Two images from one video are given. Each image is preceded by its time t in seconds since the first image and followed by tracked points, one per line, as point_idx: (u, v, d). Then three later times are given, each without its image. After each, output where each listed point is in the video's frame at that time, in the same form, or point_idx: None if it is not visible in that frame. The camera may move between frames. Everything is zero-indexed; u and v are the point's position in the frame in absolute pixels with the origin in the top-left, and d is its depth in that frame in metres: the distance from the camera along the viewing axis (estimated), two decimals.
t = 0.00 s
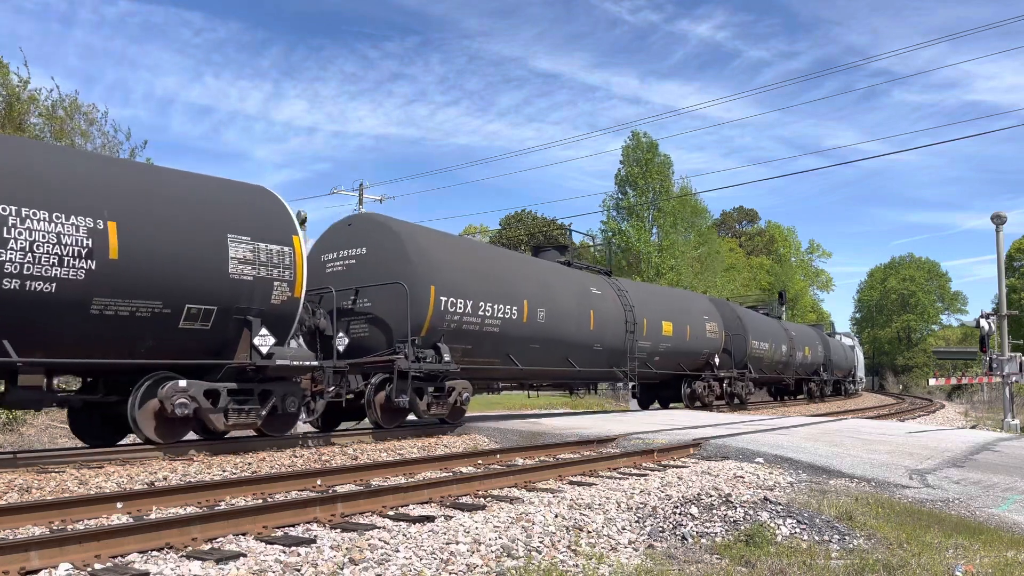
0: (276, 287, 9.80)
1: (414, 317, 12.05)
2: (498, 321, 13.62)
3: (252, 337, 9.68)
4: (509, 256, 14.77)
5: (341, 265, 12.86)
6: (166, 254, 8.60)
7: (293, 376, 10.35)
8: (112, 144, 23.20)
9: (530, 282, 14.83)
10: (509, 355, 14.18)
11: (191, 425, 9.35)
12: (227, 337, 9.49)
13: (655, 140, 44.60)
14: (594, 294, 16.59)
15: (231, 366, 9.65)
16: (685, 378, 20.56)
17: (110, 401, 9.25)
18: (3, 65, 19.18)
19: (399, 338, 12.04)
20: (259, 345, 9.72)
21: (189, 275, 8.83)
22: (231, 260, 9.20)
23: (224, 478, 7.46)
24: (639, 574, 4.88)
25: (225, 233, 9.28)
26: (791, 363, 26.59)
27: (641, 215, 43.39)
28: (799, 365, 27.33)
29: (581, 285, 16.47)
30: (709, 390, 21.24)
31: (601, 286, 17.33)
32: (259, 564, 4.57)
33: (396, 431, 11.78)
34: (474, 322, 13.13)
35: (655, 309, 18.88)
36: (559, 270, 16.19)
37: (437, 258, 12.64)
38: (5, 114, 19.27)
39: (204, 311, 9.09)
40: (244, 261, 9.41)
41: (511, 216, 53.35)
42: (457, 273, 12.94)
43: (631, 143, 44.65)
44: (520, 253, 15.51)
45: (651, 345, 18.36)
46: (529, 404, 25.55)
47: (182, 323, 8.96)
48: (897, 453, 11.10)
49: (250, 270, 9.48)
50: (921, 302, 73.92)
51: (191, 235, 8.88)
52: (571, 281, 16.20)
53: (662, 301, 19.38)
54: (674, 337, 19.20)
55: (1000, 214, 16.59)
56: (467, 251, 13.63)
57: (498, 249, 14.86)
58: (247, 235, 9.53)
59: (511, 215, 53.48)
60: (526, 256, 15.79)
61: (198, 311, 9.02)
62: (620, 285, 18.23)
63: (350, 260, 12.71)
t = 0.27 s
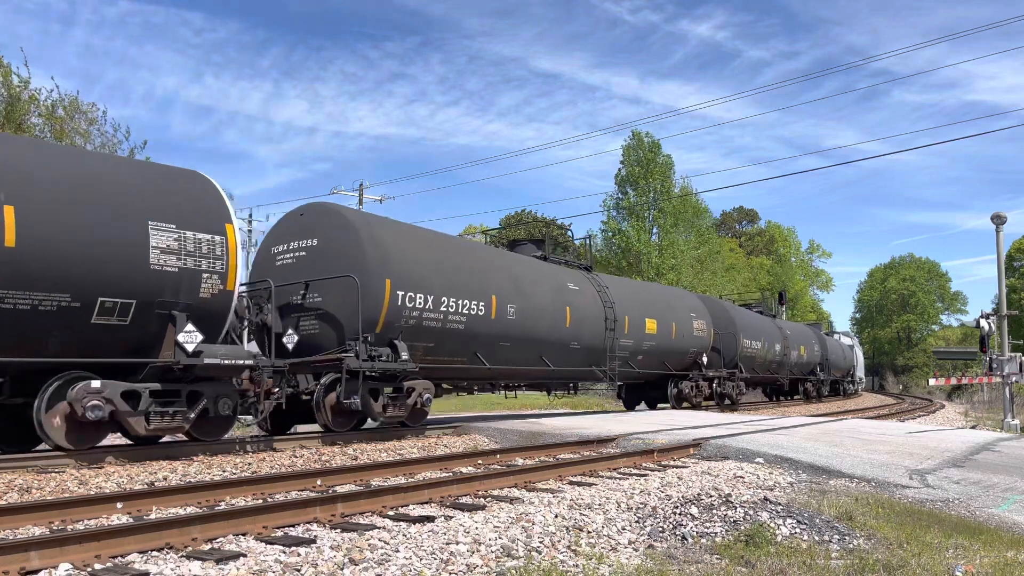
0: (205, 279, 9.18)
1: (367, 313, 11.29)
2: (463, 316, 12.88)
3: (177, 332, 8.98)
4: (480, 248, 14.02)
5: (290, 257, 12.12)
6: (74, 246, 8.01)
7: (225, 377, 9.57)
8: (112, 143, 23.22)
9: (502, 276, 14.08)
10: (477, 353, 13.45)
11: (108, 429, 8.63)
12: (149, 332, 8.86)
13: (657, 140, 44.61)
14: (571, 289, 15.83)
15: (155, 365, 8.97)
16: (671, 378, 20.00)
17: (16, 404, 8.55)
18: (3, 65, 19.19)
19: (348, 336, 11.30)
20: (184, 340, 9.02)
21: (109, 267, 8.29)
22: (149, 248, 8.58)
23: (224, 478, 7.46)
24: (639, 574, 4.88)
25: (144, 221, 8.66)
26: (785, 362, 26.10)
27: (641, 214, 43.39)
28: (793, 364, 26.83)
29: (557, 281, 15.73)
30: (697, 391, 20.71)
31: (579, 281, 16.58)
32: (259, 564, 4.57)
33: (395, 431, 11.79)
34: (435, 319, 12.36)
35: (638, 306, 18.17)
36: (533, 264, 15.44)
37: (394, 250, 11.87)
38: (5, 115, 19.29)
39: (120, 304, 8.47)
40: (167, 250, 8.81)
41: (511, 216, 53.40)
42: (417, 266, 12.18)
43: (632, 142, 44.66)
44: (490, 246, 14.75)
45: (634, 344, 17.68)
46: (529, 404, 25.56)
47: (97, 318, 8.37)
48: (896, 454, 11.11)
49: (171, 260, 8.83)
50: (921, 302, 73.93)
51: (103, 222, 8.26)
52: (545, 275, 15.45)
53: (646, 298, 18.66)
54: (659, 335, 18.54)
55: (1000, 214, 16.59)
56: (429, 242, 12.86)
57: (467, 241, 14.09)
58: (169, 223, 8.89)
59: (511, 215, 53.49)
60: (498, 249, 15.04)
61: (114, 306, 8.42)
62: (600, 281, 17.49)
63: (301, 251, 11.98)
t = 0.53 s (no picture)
0: (119, 271, 8.38)
1: (314, 308, 10.61)
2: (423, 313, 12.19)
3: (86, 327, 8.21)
4: (443, 241, 13.33)
5: (233, 248, 11.41)
6: None
7: (149, 376, 8.84)
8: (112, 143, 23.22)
9: (467, 270, 13.38)
10: (440, 351, 12.78)
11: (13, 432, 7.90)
12: (55, 327, 8.09)
13: (658, 140, 44.61)
14: (542, 285, 15.14)
15: (63, 363, 8.19)
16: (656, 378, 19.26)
17: None
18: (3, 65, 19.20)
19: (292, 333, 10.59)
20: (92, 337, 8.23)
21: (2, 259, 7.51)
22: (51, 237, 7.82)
23: (224, 478, 7.47)
24: (639, 574, 4.88)
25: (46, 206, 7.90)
26: (779, 362, 25.49)
27: (641, 214, 43.38)
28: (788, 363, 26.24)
29: (530, 276, 15.08)
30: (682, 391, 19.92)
31: (554, 278, 15.94)
32: (259, 564, 4.57)
33: (395, 431, 11.79)
34: (392, 314, 11.69)
35: (618, 304, 17.54)
36: (504, 259, 14.77)
37: (345, 242, 11.18)
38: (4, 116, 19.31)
39: (19, 298, 7.71)
40: (75, 238, 8.06)
41: (511, 216, 53.42)
42: (370, 258, 11.49)
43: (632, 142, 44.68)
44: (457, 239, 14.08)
45: (613, 342, 17.04)
46: (529, 403, 25.57)
47: None
48: (897, 454, 11.11)
49: (76, 250, 8.05)
50: (921, 302, 73.94)
51: None
52: (517, 271, 14.81)
53: (627, 295, 18.03)
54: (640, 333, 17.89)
55: (1000, 214, 16.58)
56: (386, 234, 12.17)
57: (430, 234, 13.42)
58: (75, 209, 8.12)
59: (511, 215, 53.47)
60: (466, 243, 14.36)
61: (10, 298, 7.65)
62: (578, 278, 16.85)
63: (244, 243, 11.27)
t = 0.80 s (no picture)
0: (18, 257, 7.75)
1: (249, 303, 9.98)
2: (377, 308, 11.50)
3: None
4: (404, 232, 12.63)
5: (167, 237, 10.85)
6: None
7: (53, 376, 8.23)
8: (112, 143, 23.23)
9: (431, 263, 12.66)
10: (398, 349, 12.10)
11: None
12: None
13: (658, 140, 44.60)
14: (514, 279, 14.44)
15: None
16: (641, 378, 18.51)
17: None
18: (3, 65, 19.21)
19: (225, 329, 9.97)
20: None
21: None
22: None
23: (224, 478, 7.47)
24: (639, 574, 4.88)
25: None
26: (772, 361, 24.82)
27: (641, 214, 43.38)
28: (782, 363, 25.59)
29: (501, 270, 14.34)
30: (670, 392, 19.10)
31: (529, 273, 15.21)
32: (259, 564, 4.57)
33: (396, 431, 11.81)
34: (339, 311, 11.00)
35: (598, 300, 16.81)
36: (473, 253, 14.03)
37: (286, 233, 10.52)
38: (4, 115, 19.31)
39: None
40: None
41: (511, 216, 53.43)
42: (315, 250, 10.80)
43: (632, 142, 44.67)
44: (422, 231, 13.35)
45: (592, 341, 16.33)
46: (528, 403, 25.58)
47: None
48: (897, 453, 11.11)
49: None
50: (921, 302, 73.95)
51: None
52: (487, 264, 14.07)
53: (609, 291, 17.31)
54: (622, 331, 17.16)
55: (1000, 214, 16.58)
56: (337, 224, 11.48)
57: (391, 225, 12.70)
58: None
59: (510, 215, 53.49)
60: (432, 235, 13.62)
61: None
62: (557, 273, 16.13)
63: (179, 232, 10.66)
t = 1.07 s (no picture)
0: None
1: (174, 297, 9.06)
2: (325, 303, 10.63)
3: None
4: (358, 221, 11.72)
5: (88, 226, 9.88)
6: None
7: None
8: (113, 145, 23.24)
9: (388, 255, 11.79)
10: (350, 346, 11.25)
11: None
12: None
13: (659, 140, 44.59)
14: (482, 274, 13.60)
15: None
16: (623, 378, 17.92)
17: None
18: (4, 65, 19.23)
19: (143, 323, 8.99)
20: None
21: None
22: None
23: (224, 478, 7.48)
24: (639, 574, 4.88)
25: None
26: (765, 360, 24.43)
27: (641, 214, 43.38)
28: (775, 362, 25.23)
29: (467, 263, 13.47)
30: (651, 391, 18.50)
31: (498, 266, 14.35)
32: (259, 564, 4.57)
33: (396, 432, 11.81)
34: (280, 305, 10.12)
35: (575, 295, 16.12)
36: (437, 244, 13.15)
37: (220, 221, 9.60)
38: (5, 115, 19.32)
39: None
40: None
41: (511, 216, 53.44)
42: (252, 239, 9.88)
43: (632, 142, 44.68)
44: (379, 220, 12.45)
45: (568, 338, 15.58)
46: (528, 403, 25.58)
47: None
48: (897, 453, 11.11)
49: None
50: (921, 302, 73.93)
51: None
52: (451, 256, 13.20)
53: (586, 287, 16.59)
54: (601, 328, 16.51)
55: (1000, 214, 16.58)
56: (279, 212, 10.55)
57: (343, 213, 11.79)
58: None
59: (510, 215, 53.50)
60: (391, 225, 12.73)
61: None
62: (529, 266, 15.31)
63: (101, 219, 9.71)
